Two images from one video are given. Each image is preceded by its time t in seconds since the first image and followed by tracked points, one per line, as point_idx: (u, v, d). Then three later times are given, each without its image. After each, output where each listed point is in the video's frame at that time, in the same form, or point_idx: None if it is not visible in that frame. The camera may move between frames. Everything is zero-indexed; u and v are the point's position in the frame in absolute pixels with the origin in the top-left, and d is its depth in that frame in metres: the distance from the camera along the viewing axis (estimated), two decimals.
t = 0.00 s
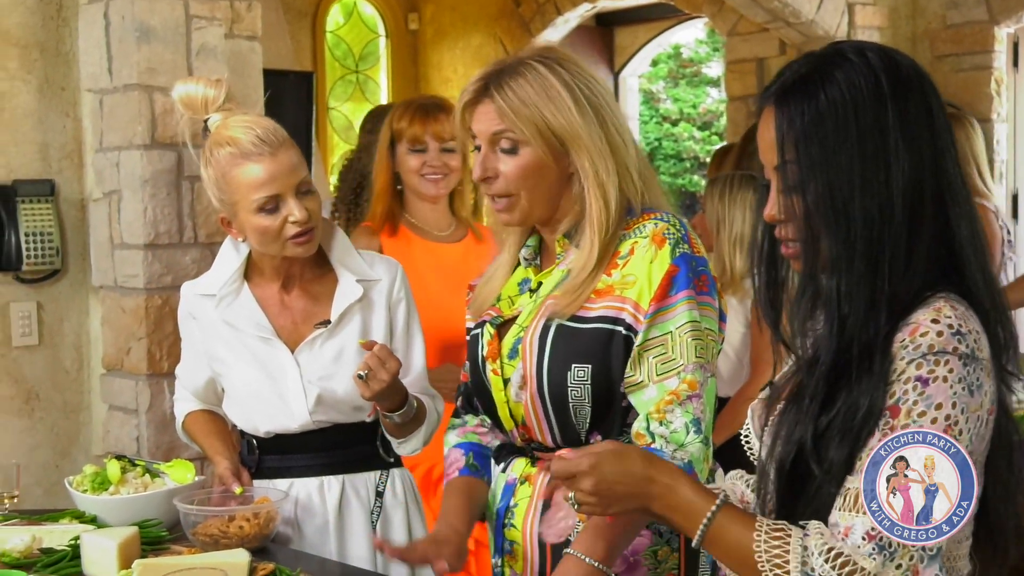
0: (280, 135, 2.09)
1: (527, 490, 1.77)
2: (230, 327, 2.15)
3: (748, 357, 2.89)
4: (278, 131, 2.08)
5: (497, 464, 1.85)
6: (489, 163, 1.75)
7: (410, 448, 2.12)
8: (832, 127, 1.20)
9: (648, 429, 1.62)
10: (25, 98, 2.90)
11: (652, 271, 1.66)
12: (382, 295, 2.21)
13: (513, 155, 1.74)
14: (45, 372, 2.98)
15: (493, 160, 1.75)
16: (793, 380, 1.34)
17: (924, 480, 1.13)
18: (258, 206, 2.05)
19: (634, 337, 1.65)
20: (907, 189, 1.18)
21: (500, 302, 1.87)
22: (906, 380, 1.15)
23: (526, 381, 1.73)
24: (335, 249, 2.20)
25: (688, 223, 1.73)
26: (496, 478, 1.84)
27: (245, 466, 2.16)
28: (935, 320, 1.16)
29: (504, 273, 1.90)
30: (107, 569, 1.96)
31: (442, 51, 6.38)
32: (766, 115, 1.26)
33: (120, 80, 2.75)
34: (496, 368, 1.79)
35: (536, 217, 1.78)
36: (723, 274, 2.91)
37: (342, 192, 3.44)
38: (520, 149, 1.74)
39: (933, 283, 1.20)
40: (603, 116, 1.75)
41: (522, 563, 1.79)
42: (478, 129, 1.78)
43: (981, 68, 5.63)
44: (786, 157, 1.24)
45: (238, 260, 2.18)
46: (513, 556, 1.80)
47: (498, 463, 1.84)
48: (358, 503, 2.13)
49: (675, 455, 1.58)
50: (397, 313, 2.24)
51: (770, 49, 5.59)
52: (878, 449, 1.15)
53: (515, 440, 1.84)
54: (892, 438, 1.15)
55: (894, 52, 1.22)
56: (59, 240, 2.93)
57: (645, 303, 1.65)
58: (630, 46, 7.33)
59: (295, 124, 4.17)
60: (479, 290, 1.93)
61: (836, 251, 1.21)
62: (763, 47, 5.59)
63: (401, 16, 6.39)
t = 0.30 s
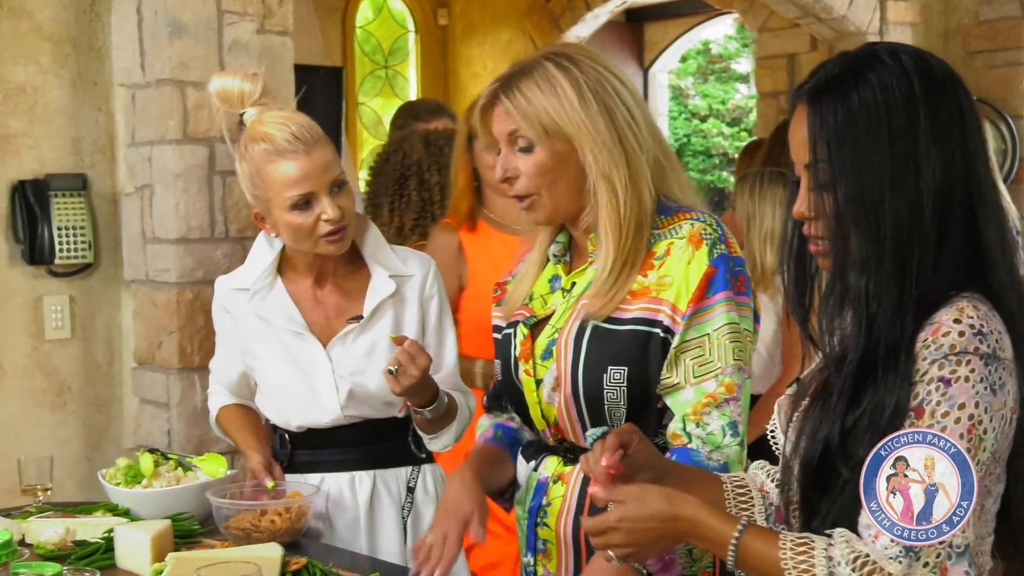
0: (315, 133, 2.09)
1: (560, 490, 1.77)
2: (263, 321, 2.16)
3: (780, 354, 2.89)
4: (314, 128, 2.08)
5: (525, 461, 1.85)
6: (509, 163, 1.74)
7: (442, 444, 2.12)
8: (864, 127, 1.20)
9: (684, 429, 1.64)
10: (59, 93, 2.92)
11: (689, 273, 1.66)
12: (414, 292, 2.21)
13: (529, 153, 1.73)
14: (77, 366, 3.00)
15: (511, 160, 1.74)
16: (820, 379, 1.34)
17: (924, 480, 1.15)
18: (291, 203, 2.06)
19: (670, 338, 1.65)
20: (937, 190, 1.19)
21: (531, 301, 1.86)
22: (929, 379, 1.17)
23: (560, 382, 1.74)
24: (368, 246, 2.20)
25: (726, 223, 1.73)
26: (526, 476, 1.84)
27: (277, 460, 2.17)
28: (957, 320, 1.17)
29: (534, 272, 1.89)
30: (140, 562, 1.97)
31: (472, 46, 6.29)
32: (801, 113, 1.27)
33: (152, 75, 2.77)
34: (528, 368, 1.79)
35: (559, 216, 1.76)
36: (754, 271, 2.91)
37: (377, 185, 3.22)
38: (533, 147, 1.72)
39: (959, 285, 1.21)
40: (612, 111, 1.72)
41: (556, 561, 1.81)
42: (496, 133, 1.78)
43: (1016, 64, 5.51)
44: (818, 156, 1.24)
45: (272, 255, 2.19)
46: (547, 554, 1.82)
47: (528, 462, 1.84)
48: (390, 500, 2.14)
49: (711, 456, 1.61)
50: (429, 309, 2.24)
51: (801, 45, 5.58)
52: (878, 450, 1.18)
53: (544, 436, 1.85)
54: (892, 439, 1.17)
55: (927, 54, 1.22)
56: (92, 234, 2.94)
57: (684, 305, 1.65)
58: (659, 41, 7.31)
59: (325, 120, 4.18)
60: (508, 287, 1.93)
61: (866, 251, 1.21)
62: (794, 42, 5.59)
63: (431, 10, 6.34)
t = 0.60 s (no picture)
0: (315, 123, 2.09)
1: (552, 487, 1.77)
2: (262, 316, 2.16)
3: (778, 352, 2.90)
4: (311, 118, 2.09)
5: (521, 459, 1.84)
6: (513, 150, 1.76)
7: (440, 441, 2.12)
8: (834, 130, 1.21)
9: (687, 430, 1.64)
10: (58, 89, 2.92)
11: (696, 274, 1.66)
12: (415, 288, 2.21)
13: (529, 140, 1.75)
14: (76, 362, 3.00)
15: (515, 147, 1.76)
16: (793, 379, 1.34)
17: (924, 480, 1.14)
18: (291, 191, 2.06)
19: (673, 339, 1.65)
20: (905, 192, 1.20)
21: (536, 293, 1.86)
22: (899, 373, 1.18)
23: (558, 375, 1.73)
24: (369, 241, 2.19)
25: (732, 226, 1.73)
26: (520, 474, 1.83)
27: (276, 457, 2.16)
28: (925, 314, 1.18)
29: (543, 262, 1.90)
30: (140, 559, 1.96)
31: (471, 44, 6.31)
32: (771, 115, 1.28)
33: (152, 71, 2.76)
34: (528, 359, 1.79)
35: (561, 201, 1.76)
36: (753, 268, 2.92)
37: (389, 180, 3.17)
38: (533, 135, 1.74)
39: (929, 283, 1.21)
40: (610, 98, 1.72)
41: (546, 559, 1.81)
42: (507, 120, 1.80)
43: (1014, 64, 5.51)
44: (790, 157, 1.24)
45: (272, 251, 2.19)
46: (538, 551, 1.82)
47: (522, 458, 1.84)
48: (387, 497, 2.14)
49: (714, 459, 1.62)
50: (429, 306, 2.23)
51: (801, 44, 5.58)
52: (878, 449, 1.17)
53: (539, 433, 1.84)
54: (891, 438, 1.16)
55: (898, 59, 1.23)
56: (91, 230, 2.94)
57: (690, 305, 1.65)
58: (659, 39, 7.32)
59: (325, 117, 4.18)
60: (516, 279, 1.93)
61: (836, 252, 1.22)
62: (794, 42, 5.60)
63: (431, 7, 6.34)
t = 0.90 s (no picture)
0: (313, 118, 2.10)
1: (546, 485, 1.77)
2: (255, 314, 2.15)
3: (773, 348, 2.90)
4: (308, 113, 2.10)
5: (517, 457, 1.85)
6: (498, 163, 1.78)
7: (434, 437, 2.12)
8: (791, 133, 1.20)
9: (685, 431, 1.63)
10: (53, 86, 2.91)
11: (690, 274, 1.66)
12: (407, 284, 2.21)
13: (512, 151, 1.76)
14: (70, 360, 2.99)
15: (499, 160, 1.77)
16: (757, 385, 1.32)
17: (923, 479, 1.15)
18: (288, 183, 2.06)
19: (668, 341, 1.65)
20: (865, 193, 1.19)
21: (532, 295, 1.86)
22: (865, 372, 1.17)
23: (552, 377, 1.73)
24: (360, 236, 2.19)
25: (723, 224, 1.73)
26: (515, 472, 1.84)
27: (270, 455, 2.16)
28: (890, 313, 1.17)
29: (538, 263, 1.91)
30: (134, 557, 1.96)
31: (467, 43, 6.29)
32: (728, 119, 1.27)
33: (147, 69, 2.75)
34: (523, 362, 1.78)
35: (550, 211, 1.77)
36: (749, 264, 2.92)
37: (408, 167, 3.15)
38: (515, 148, 1.75)
39: (891, 281, 1.20)
40: (588, 107, 1.72)
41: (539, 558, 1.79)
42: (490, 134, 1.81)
43: (1010, 64, 5.52)
44: (747, 163, 1.24)
45: (265, 248, 2.18)
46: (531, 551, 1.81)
47: (517, 457, 1.85)
48: (381, 495, 2.13)
49: (711, 459, 1.61)
50: (422, 302, 2.23)
51: (796, 44, 5.59)
52: (876, 449, 1.15)
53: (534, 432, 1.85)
54: (891, 438, 1.14)
55: (851, 61, 1.23)
56: (85, 228, 2.93)
57: (684, 306, 1.65)
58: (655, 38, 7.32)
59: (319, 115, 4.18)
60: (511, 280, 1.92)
61: (797, 254, 1.21)
62: (789, 42, 5.59)
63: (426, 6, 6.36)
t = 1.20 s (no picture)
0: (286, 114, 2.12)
1: (525, 490, 1.76)
2: (232, 318, 2.14)
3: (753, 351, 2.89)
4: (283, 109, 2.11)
5: (495, 462, 1.84)
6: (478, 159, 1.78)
7: (413, 442, 2.11)
8: (742, 139, 1.22)
9: (665, 436, 1.62)
10: (29, 89, 2.89)
11: (667, 279, 1.66)
12: (386, 289, 2.20)
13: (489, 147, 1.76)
14: (46, 365, 2.97)
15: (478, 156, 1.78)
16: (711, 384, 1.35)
17: (924, 480, 1.20)
18: (265, 175, 2.05)
19: (645, 349, 1.64)
20: (812, 201, 1.20)
21: (509, 299, 1.85)
22: (801, 369, 1.20)
23: (530, 382, 1.72)
24: (338, 241, 2.20)
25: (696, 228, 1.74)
26: (493, 477, 1.83)
27: (248, 460, 2.15)
28: (834, 317, 1.20)
29: (515, 266, 1.89)
30: (111, 563, 1.94)
31: (445, 46, 6.29)
32: (682, 128, 1.28)
33: (124, 72, 2.74)
34: (500, 367, 1.78)
35: (527, 208, 1.76)
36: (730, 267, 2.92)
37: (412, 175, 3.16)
38: (492, 142, 1.75)
39: (840, 281, 1.23)
40: (563, 105, 1.71)
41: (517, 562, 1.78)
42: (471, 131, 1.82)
43: (987, 67, 5.54)
44: (699, 169, 1.25)
45: (242, 252, 2.17)
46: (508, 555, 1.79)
47: (496, 462, 1.84)
48: (360, 500, 2.12)
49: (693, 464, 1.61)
50: (400, 306, 2.23)
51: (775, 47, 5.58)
52: (876, 449, 1.21)
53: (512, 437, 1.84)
54: (891, 438, 1.20)
55: (805, 69, 1.25)
56: (61, 231, 2.91)
57: (661, 313, 1.64)
58: (634, 41, 7.33)
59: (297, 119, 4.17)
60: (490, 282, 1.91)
61: (743, 258, 1.23)
62: (768, 44, 5.60)
63: (405, 10, 6.33)
